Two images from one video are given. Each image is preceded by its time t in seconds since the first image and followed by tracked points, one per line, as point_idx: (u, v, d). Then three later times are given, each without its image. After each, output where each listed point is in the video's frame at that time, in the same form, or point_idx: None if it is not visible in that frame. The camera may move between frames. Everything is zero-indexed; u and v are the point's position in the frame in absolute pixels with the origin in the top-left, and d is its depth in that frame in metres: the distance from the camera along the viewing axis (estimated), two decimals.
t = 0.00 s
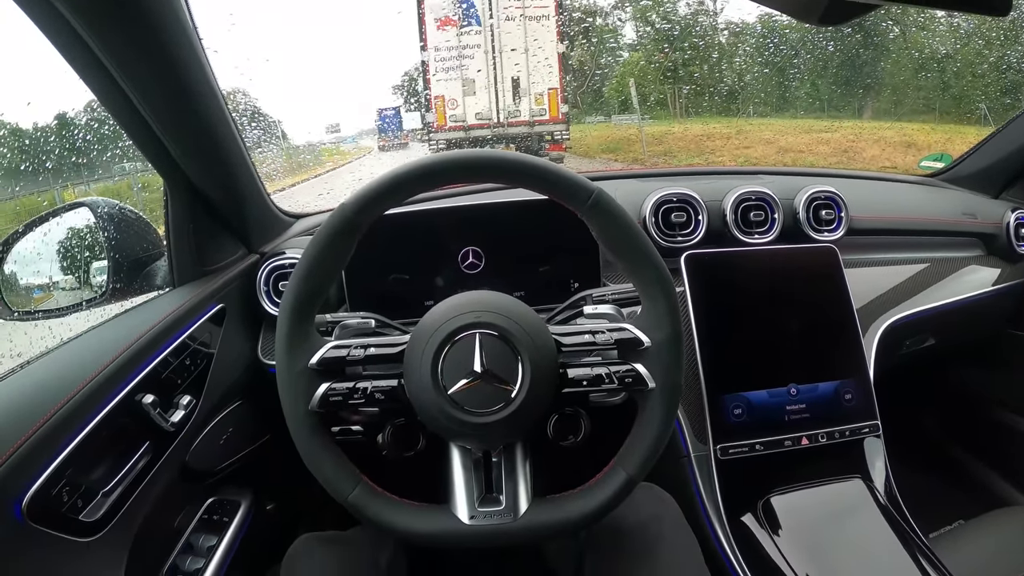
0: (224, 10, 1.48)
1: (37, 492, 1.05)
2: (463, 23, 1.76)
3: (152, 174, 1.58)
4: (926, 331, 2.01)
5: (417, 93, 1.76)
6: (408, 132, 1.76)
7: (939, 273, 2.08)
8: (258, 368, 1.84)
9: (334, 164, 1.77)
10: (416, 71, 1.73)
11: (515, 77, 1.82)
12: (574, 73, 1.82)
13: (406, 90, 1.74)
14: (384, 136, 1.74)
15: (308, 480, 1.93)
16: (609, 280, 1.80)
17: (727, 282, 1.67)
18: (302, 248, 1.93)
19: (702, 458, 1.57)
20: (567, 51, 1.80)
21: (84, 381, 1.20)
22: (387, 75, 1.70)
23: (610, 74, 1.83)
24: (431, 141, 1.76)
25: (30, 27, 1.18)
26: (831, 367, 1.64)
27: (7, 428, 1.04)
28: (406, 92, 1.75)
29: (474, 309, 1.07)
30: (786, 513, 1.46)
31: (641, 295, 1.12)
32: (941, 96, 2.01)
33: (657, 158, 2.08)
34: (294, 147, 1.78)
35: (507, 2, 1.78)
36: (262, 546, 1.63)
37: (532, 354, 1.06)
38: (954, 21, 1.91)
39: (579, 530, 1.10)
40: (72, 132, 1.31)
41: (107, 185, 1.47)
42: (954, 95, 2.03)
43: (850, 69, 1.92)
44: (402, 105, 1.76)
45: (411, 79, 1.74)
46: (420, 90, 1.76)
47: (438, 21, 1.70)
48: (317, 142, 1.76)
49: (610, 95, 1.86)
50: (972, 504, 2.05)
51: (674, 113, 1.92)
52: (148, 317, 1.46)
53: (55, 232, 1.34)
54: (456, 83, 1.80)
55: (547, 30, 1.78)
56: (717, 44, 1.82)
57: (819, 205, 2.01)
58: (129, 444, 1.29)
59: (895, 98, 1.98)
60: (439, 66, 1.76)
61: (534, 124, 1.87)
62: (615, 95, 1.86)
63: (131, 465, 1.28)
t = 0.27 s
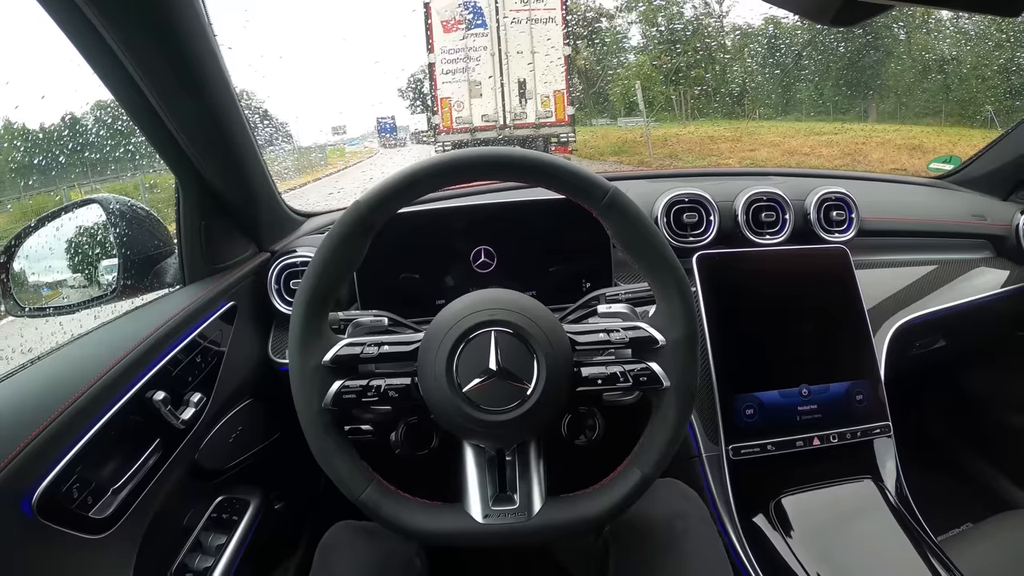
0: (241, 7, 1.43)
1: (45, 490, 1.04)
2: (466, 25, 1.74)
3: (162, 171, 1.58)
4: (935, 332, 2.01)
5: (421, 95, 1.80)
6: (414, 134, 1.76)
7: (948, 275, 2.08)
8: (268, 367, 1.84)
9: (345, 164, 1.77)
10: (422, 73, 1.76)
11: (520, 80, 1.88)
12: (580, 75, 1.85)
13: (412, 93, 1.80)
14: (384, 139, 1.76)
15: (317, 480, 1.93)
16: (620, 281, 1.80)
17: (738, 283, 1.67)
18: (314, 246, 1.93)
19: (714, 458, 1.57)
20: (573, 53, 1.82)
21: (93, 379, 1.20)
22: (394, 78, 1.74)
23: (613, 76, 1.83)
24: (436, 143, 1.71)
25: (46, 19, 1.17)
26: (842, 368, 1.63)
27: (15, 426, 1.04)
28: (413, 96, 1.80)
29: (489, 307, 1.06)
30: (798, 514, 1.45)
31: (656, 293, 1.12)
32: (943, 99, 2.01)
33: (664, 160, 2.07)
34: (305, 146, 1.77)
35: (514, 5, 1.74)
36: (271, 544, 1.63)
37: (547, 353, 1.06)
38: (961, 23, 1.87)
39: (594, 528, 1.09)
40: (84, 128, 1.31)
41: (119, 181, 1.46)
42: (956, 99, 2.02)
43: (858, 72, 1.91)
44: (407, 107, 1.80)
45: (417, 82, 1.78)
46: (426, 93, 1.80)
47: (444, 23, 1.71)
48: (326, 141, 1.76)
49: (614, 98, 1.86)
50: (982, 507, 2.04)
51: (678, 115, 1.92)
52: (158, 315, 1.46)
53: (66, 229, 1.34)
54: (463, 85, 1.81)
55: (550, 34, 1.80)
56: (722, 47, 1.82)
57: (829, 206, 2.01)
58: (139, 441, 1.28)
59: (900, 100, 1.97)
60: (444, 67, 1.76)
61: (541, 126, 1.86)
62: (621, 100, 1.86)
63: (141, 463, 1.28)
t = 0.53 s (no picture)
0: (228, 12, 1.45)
1: (37, 497, 1.04)
2: (467, 26, 1.76)
3: (156, 176, 1.58)
4: (931, 337, 2.00)
5: (421, 94, 1.79)
6: (413, 134, 1.75)
7: (945, 279, 2.07)
8: (262, 371, 1.84)
9: (341, 165, 1.76)
10: (422, 73, 1.75)
11: (519, 80, 1.87)
12: (579, 76, 1.83)
13: (413, 92, 1.78)
14: (382, 139, 1.74)
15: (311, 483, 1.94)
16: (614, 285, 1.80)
17: (732, 287, 1.66)
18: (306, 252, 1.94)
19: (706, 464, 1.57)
20: (573, 54, 1.80)
21: (87, 384, 1.20)
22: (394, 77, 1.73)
23: (619, 70, 1.81)
24: (434, 142, 1.71)
25: (33, 30, 1.18)
26: (836, 372, 1.63)
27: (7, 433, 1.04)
28: (412, 94, 1.78)
29: (477, 315, 1.06)
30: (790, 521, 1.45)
31: (645, 300, 1.11)
32: (946, 98, 1.99)
33: (663, 160, 2.06)
34: (299, 149, 1.79)
35: (514, 6, 1.77)
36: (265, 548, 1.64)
37: (535, 360, 1.05)
38: (959, 24, 1.91)
39: (581, 537, 1.09)
40: (76, 136, 1.31)
41: (112, 186, 1.47)
42: (958, 97, 2.01)
43: (855, 73, 1.91)
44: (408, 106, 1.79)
45: (418, 81, 1.77)
46: (426, 92, 1.79)
47: (443, 22, 1.73)
48: (323, 143, 1.75)
49: (615, 98, 1.85)
50: (977, 511, 2.04)
51: (678, 114, 1.91)
52: (151, 321, 1.46)
53: (59, 236, 1.35)
54: (462, 86, 1.82)
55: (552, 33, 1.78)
56: (726, 47, 1.81)
57: (824, 209, 2.00)
58: (132, 447, 1.29)
59: (899, 101, 1.98)
60: (445, 68, 1.78)
61: (540, 127, 1.87)
62: (619, 100, 1.85)
63: (133, 468, 1.28)
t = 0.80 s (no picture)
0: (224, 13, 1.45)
1: (30, 494, 1.04)
2: (466, 25, 1.75)
3: (153, 175, 1.58)
4: (932, 336, 1.98)
5: (422, 93, 1.76)
6: (414, 134, 1.71)
7: (945, 278, 2.06)
8: (259, 369, 1.84)
9: (342, 165, 1.72)
10: (424, 72, 1.75)
11: (522, 79, 1.88)
12: (581, 74, 1.82)
13: (414, 92, 1.77)
14: (382, 138, 1.71)
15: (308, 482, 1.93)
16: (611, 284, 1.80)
17: (730, 286, 1.65)
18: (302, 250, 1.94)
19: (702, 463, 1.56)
20: (575, 52, 1.80)
21: (81, 381, 1.20)
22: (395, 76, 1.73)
23: (619, 67, 1.81)
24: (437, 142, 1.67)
25: (24, 29, 1.17)
26: (835, 371, 1.62)
27: None
28: (414, 95, 1.77)
29: (471, 313, 1.06)
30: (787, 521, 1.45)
31: (639, 299, 1.11)
32: (947, 97, 1.97)
33: (664, 159, 2.04)
34: (296, 148, 1.78)
35: (516, 5, 1.75)
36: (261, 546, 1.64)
37: (528, 358, 1.05)
38: (961, 21, 1.86)
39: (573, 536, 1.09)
40: (72, 134, 1.31)
41: (109, 186, 1.47)
42: (959, 96, 1.99)
43: (856, 71, 1.90)
44: (409, 106, 1.77)
45: (420, 81, 1.76)
46: (427, 92, 1.76)
47: (443, 22, 1.73)
48: (326, 142, 1.74)
49: (614, 96, 1.84)
50: (977, 510, 2.02)
51: (681, 113, 1.90)
52: (147, 319, 1.46)
53: (55, 235, 1.35)
54: (463, 85, 1.82)
55: (552, 32, 1.79)
56: (728, 46, 1.82)
57: (824, 207, 1.98)
58: (127, 444, 1.29)
59: (902, 99, 1.95)
60: (445, 66, 1.78)
61: (541, 126, 1.85)
62: (619, 98, 1.85)
63: (128, 465, 1.28)
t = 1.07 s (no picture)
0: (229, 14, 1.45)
1: (36, 498, 1.04)
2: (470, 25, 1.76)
3: (157, 178, 1.58)
4: (936, 337, 1.98)
5: (425, 94, 1.76)
6: (416, 134, 1.76)
7: (950, 278, 2.05)
8: (263, 372, 1.84)
9: (345, 165, 1.75)
10: (426, 73, 1.74)
11: (524, 79, 1.85)
12: (584, 75, 1.82)
13: (416, 93, 1.76)
14: (386, 139, 1.72)
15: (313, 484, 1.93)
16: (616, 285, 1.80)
17: (735, 287, 1.65)
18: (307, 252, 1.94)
19: (708, 465, 1.56)
20: (577, 52, 1.80)
21: (86, 385, 1.20)
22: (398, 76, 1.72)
23: (623, 69, 1.80)
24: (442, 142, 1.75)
25: (29, 31, 1.17)
26: (840, 372, 1.61)
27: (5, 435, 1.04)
28: (417, 96, 1.76)
29: (477, 316, 1.06)
30: (793, 523, 1.44)
31: (646, 301, 1.10)
32: (949, 98, 1.98)
33: (668, 160, 2.02)
34: (300, 150, 1.77)
35: (517, 6, 1.78)
36: (266, 549, 1.64)
37: (534, 361, 1.05)
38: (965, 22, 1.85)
39: (580, 539, 1.08)
40: (76, 137, 1.31)
41: (112, 189, 1.47)
42: (962, 98, 1.99)
43: (859, 72, 1.89)
44: (411, 107, 1.77)
45: (422, 82, 1.75)
46: (430, 93, 1.76)
47: (447, 23, 1.72)
48: (329, 143, 1.74)
49: (620, 98, 1.84)
50: (981, 510, 2.03)
51: (684, 116, 1.89)
52: (151, 321, 1.46)
53: (59, 237, 1.34)
54: (466, 86, 1.78)
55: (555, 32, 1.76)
56: (732, 46, 1.81)
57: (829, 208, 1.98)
58: (132, 448, 1.29)
59: (906, 99, 1.96)
60: (447, 68, 1.74)
61: (544, 127, 1.85)
62: (624, 100, 1.83)
63: (133, 468, 1.28)
